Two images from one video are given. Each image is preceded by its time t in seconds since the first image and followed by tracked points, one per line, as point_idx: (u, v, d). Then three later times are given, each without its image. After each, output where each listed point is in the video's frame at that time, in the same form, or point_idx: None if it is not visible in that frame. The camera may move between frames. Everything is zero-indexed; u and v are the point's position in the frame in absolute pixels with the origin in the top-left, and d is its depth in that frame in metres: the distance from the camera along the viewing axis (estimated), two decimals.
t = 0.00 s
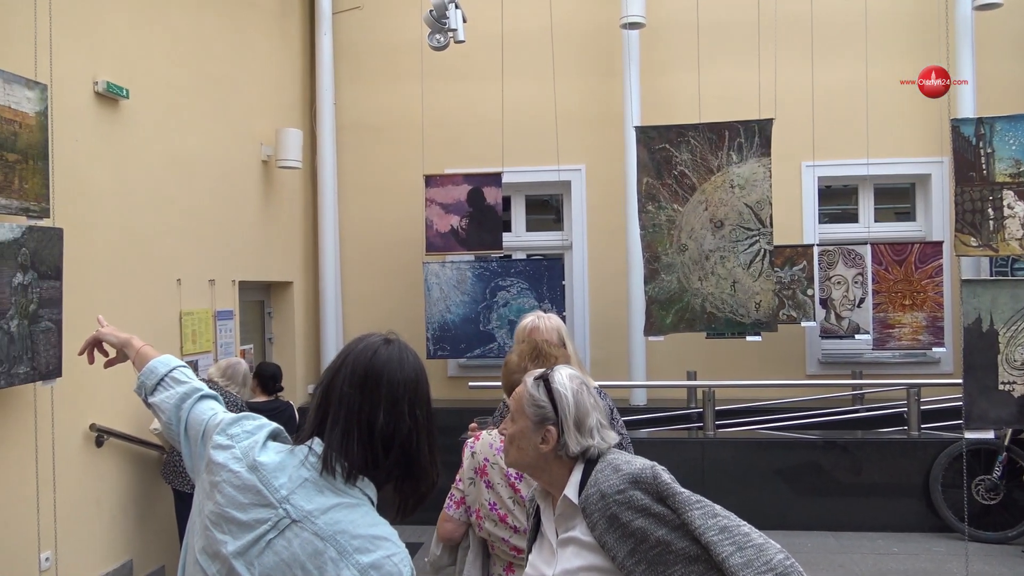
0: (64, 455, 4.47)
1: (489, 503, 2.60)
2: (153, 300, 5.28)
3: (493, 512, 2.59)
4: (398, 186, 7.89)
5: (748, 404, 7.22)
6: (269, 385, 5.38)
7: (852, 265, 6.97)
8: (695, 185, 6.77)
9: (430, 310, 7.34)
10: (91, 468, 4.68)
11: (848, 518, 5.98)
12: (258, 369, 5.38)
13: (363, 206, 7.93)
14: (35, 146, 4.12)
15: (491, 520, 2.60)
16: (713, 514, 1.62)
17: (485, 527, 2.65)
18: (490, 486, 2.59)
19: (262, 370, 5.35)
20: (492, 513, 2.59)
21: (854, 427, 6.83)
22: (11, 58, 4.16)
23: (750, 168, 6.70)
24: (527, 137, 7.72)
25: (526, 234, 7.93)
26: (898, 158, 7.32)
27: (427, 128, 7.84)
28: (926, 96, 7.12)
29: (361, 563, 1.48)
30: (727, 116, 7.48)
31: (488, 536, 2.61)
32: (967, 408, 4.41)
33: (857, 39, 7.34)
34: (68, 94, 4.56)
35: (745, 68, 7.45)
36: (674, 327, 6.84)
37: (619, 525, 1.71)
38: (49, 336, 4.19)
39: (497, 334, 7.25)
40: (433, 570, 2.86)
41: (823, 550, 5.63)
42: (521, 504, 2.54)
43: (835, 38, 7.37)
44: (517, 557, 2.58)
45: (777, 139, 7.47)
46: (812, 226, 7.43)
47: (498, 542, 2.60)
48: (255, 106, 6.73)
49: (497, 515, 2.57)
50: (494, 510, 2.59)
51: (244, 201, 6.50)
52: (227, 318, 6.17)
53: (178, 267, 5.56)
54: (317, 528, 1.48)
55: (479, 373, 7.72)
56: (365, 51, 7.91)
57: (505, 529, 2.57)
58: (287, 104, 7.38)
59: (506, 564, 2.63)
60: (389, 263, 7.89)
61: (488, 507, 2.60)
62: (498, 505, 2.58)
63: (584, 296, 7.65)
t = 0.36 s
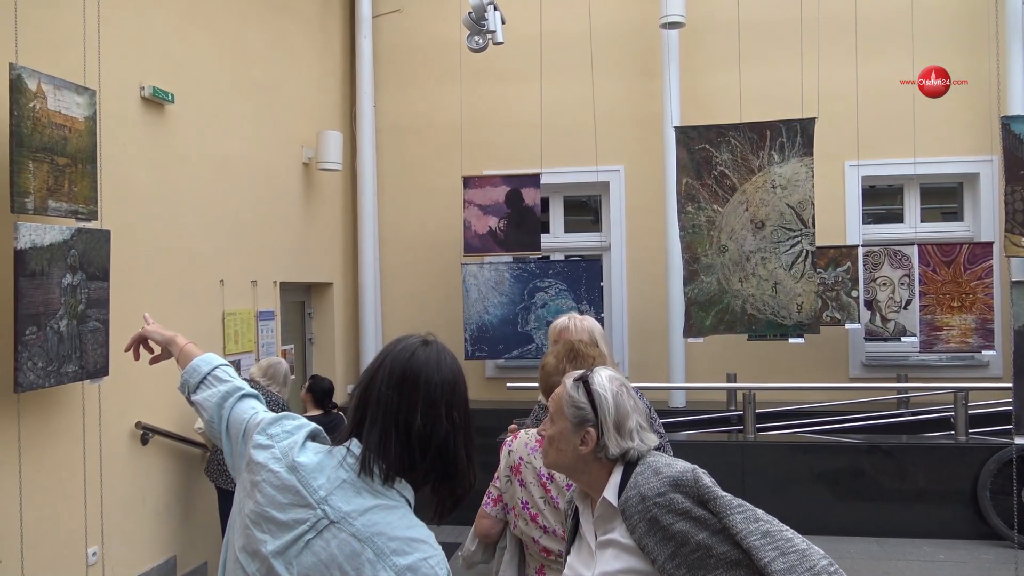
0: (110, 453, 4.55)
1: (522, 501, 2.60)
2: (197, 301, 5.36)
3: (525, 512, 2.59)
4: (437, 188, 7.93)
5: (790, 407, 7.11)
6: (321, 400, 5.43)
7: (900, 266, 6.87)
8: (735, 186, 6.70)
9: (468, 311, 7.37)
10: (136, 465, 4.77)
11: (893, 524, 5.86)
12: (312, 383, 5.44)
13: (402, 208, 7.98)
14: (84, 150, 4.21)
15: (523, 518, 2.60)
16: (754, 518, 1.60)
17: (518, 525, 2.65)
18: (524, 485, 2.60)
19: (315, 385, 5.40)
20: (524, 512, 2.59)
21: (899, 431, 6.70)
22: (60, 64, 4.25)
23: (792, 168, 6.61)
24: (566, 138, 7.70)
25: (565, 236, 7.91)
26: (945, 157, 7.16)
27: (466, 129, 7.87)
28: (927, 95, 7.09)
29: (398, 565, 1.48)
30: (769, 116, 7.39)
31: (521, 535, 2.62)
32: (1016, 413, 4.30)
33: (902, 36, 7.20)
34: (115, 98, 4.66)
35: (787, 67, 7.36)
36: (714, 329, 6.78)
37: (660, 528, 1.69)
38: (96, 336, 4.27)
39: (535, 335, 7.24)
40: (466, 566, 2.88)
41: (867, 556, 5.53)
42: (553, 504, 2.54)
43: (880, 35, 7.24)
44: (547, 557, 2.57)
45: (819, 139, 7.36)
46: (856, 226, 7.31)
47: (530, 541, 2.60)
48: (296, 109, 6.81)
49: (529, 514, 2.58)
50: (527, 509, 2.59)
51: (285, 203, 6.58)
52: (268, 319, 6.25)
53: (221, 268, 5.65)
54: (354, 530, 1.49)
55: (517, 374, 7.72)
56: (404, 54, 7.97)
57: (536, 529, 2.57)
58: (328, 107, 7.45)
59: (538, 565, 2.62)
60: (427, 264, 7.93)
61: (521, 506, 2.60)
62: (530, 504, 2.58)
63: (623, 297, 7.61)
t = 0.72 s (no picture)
0: (148, 451, 4.63)
1: (547, 499, 2.60)
2: (233, 301, 5.44)
3: (551, 509, 2.59)
4: (469, 189, 7.95)
5: (825, 410, 7.02)
6: (360, 399, 5.47)
7: (939, 267, 6.73)
8: (769, 185, 6.63)
9: (500, 312, 7.37)
10: (173, 463, 4.84)
11: (930, 530, 5.76)
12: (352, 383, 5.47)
13: (434, 208, 8.01)
14: (123, 152, 4.28)
15: (549, 516, 2.60)
16: (790, 522, 1.58)
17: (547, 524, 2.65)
18: (549, 482, 2.60)
19: (355, 385, 5.45)
20: (550, 510, 2.59)
21: (938, 435, 6.58)
22: (99, 69, 4.33)
23: (828, 168, 6.53)
24: (598, 139, 7.68)
25: (597, 236, 7.89)
26: (985, 156, 7.02)
27: (498, 130, 7.88)
28: (927, 95, 7.08)
29: (423, 564, 1.48)
30: (804, 115, 7.30)
31: (548, 532, 2.62)
32: None
33: (941, 33, 7.08)
34: (153, 101, 4.73)
35: (823, 65, 7.27)
36: (747, 330, 6.71)
37: (694, 531, 1.68)
38: (134, 335, 4.34)
39: (567, 336, 7.23)
40: (515, 565, 2.93)
41: (904, 561, 5.43)
42: (574, 502, 2.52)
43: (918, 32, 7.12)
44: (571, 556, 2.56)
45: (856, 138, 7.26)
46: (893, 227, 7.20)
47: (556, 539, 2.60)
48: (330, 111, 6.87)
49: (554, 511, 2.57)
50: (552, 506, 2.59)
51: (318, 204, 6.64)
52: (302, 319, 6.31)
53: (256, 269, 5.72)
54: (381, 526, 1.50)
55: (548, 375, 7.72)
56: (436, 56, 8.00)
57: (560, 526, 2.56)
58: (361, 109, 7.51)
59: (565, 564, 2.61)
60: (459, 265, 7.95)
61: (547, 504, 2.61)
62: (554, 501, 2.58)
63: (655, 298, 7.56)
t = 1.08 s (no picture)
0: (184, 449, 4.69)
1: (580, 500, 2.60)
2: (267, 302, 5.49)
3: (583, 510, 2.59)
4: (500, 190, 7.96)
5: (861, 413, 6.92)
6: (390, 399, 5.51)
7: (980, 268, 6.59)
8: (804, 186, 6.55)
9: (531, 313, 7.36)
10: (208, 461, 4.90)
11: (969, 536, 5.64)
12: (381, 382, 5.54)
13: (466, 210, 8.03)
14: (160, 155, 4.34)
15: (582, 517, 2.60)
16: (829, 527, 1.56)
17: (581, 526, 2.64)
18: (580, 484, 2.60)
19: (384, 385, 5.50)
20: (582, 511, 2.59)
21: (977, 440, 6.45)
22: (137, 74, 4.41)
23: (865, 168, 6.43)
24: (630, 139, 7.65)
25: (629, 237, 7.87)
26: None
27: (529, 132, 7.88)
28: (927, 96, 7.02)
29: (448, 561, 1.47)
30: (840, 114, 7.21)
31: (581, 534, 2.61)
32: None
33: (981, 30, 6.95)
34: (189, 105, 4.80)
35: (859, 64, 7.17)
36: (781, 332, 6.64)
37: (731, 534, 1.66)
38: (171, 335, 4.40)
39: (598, 337, 7.20)
40: (559, 568, 2.93)
41: (942, 568, 5.33)
42: (603, 503, 2.51)
43: (958, 29, 7.00)
44: (602, 557, 2.54)
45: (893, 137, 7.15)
46: (931, 227, 7.08)
47: (589, 540, 2.59)
48: (362, 113, 6.92)
49: (585, 512, 2.57)
50: (584, 507, 2.58)
51: (351, 206, 6.68)
52: (335, 320, 6.35)
53: (290, 270, 5.77)
54: (410, 522, 1.50)
55: (580, 376, 7.69)
56: (469, 57, 8.02)
57: (592, 527, 2.55)
58: (393, 111, 7.55)
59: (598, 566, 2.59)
60: (491, 266, 7.96)
61: (580, 505, 2.61)
62: (586, 502, 2.57)
63: (688, 299, 7.51)
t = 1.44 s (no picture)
0: (219, 448, 4.74)
1: (614, 503, 2.58)
2: (300, 303, 5.54)
3: (618, 513, 2.57)
4: (532, 191, 7.95)
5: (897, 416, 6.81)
6: (413, 401, 5.54)
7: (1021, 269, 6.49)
8: (840, 185, 6.46)
9: (562, 314, 7.35)
10: (243, 460, 4.96)
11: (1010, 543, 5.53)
12: (405, 385, 5.57)
13: (497, 211, 8.04)
14: (196, 158, 4.39)
15: (616, 520, 2.58)
16: (872, 532, 1.54)
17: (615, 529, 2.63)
18: (614, 487, 2.58)
19: (408, 386, 5.54)
20: (617, 514, 2.57)
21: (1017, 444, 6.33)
22: (174, 77, 4.47)
23: (902, 167, 6.33)
24: (662, 139, 7.60)
25: (660, 238, 7.83)
26: None
27: (561, 133, 7.87)
28: (926, 95, 6.92)
29: (480, 561, 1.47)
30: (876, 113, 7.10)
31: (616, 537, 2.59)
32: None
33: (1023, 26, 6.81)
34: (225, 108, 4.86)
35: (896, 62, 7.07)
36: (816, 333, 6.56)
37: (770, 537, 1.64)
38: (207, 335, 4.45)
39: (629, 338, 7.17)
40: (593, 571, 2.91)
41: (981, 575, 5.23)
42: (638, 506, 2.49)
43: (999, 26, 6.86)
44: (638, 560, 2.52)
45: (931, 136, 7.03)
46: (971, 227, 6.95)
47: (624, 543, 2.57)
48: (395, 115, 6.95)
49: (620, 515, 2.55)
50: (619, 510, 2.57)
51: (384, 207, 6.72)
52: (367, 320, 6.39)
53: (323, 271, 5.81)
54: (441, 522, 1.50)
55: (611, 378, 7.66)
56: (500, 58, 8.03)
57: (627, 530, 2.54)
58: (425, 113, 7.58)
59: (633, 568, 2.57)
60: (522, 267, 7.96)
61: (614, 508, 2.59)
62: (621, 505, 2.55)
63: (720, 300, 7.45)
